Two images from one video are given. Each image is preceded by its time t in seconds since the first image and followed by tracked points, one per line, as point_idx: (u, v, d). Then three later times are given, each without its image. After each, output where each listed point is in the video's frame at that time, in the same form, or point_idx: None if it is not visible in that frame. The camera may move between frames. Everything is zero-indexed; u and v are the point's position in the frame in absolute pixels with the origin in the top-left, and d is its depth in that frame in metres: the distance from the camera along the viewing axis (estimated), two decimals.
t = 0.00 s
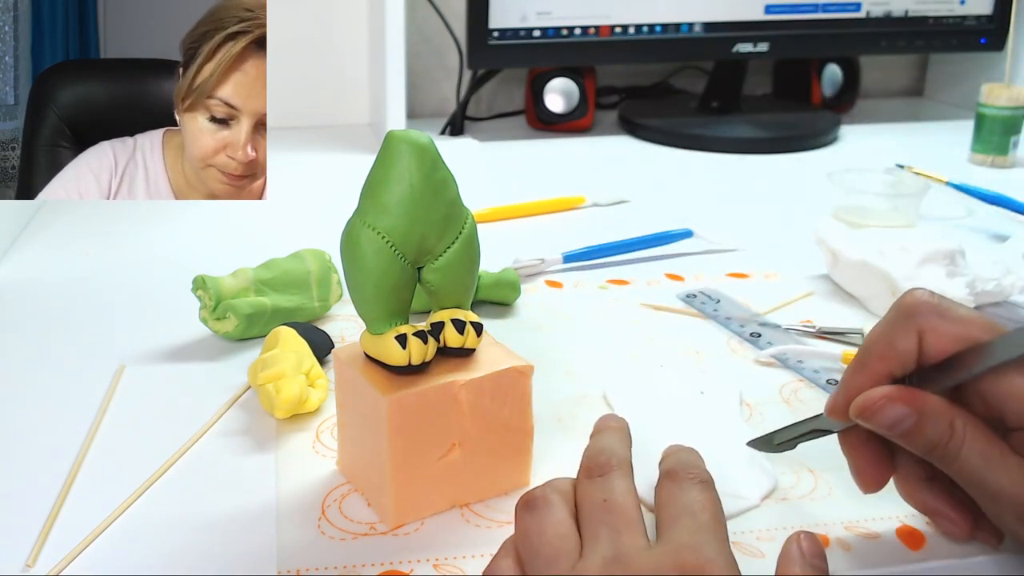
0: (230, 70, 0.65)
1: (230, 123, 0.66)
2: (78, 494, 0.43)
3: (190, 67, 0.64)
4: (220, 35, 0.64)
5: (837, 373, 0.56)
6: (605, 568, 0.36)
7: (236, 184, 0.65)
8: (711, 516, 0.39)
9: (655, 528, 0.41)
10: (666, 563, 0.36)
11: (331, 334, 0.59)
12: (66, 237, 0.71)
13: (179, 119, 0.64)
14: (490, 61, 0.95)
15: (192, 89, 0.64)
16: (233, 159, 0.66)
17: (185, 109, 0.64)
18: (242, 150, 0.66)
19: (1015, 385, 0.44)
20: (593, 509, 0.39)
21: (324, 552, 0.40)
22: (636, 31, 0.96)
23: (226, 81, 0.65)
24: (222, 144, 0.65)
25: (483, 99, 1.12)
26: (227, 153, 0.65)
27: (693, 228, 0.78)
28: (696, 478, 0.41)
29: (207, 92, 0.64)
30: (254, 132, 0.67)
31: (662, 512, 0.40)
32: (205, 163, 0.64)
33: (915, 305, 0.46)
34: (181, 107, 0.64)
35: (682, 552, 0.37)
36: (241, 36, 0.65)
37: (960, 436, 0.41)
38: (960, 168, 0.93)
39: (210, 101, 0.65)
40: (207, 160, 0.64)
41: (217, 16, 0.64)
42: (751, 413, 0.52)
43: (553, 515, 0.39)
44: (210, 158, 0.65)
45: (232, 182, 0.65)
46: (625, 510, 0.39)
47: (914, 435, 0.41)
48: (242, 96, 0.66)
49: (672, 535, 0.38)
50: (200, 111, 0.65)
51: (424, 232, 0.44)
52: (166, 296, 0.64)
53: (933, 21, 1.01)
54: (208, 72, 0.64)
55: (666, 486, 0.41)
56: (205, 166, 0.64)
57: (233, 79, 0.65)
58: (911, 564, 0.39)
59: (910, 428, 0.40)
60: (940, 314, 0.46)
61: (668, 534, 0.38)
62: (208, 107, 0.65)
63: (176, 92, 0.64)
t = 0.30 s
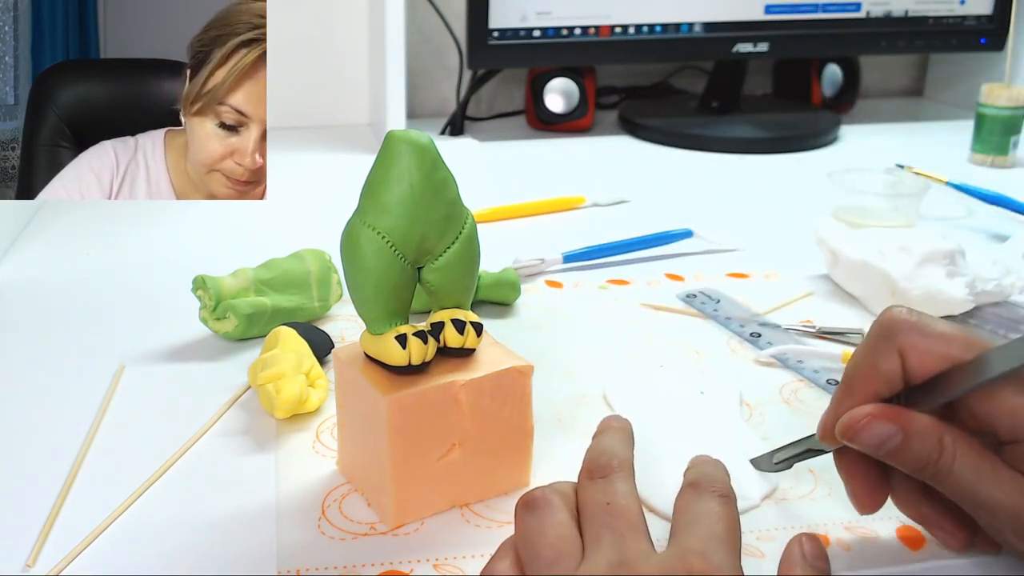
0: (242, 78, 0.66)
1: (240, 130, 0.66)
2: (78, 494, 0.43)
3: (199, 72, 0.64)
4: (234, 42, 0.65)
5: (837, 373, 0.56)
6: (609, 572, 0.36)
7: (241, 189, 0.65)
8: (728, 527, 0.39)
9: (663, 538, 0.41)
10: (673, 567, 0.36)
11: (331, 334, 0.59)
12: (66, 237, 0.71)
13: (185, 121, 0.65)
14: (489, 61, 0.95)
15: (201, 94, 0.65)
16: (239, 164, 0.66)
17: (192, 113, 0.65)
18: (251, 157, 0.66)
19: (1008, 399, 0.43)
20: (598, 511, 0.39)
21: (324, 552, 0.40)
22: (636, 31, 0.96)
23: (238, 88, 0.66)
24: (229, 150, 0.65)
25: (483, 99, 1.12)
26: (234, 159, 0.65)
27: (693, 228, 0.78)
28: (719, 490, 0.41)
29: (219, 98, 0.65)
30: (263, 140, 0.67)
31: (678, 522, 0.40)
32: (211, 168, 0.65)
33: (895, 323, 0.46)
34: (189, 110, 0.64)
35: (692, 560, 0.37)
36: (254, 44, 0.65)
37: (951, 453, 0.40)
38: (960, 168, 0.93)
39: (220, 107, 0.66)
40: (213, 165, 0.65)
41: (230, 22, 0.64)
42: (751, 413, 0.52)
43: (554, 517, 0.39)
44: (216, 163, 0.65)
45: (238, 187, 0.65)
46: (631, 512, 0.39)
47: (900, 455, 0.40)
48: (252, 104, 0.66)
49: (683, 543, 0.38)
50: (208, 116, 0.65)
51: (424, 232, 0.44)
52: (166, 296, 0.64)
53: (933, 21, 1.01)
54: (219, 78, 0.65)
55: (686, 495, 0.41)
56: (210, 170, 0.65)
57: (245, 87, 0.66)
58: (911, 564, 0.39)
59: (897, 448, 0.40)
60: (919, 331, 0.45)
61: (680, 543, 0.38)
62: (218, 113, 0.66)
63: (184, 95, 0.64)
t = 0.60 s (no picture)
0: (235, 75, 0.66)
1: (236, 127, 0.66)
2: (78, 494, 0.43)
3: (195, 71, 0.64)
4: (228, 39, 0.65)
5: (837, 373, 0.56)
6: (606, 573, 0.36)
7: (237, 188, 0.66)
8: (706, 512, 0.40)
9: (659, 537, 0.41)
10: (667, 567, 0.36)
11: (331, 333, 0.59)
12: (66, 237, 0.71)
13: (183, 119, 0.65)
14: (489, 61, 0.95)
15: (198, 92, 0.64)
16: (235, 162, 0.66)
17: (190, 110, 0.65)
18: (246, 154, 0.66)
19: None
20: (595, 511, 0.39)
21: (324, 551, 0.40)
22: (636, 31, 0.96)
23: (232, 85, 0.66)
24: (226, 148, 0.65)
25: (483, 99, 1.12)
26: (230, 156, 0.66)
27: (693, 228, 0.78)
28: (689, 474, 0.42)
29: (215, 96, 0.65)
30: (259, 138, 0.67)
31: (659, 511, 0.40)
32: (208, 166, 0.65)
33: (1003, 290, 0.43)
34: (185, 108, 0.64)
35: (683, 553, 0.37)
36: (250, 41, 0.66)
37: None
38: (960, 168, 0.93)
39: (217, 105, 0.65)
40: (210, 164, 0.65)
41: (224, 19, 0.65)
42: (751, 413, 0.52)
43: (551, 518, 0.39)
44: (212, 162, 0.65)
45: (235, 185, 0.66)
46: (624, 510, 0.39)
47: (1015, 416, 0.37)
48: (248, 101, 0.66)
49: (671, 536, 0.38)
50: (205, 114, 0.65)
51: (424, 232, 0.44)
52: (166, 296, 0.64)
53: (933, 21, 1.01)
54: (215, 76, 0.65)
55: (660, 483, 0.42)
56: (208, 169, 0.65)
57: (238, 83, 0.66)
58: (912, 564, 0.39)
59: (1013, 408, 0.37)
60: None
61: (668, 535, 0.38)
62: (214, 110, 0.65)
63: (180, 93, 0.64)
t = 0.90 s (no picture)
0: (224, 68, 0.66)
1: (228, 120, 0.67)
2: (78, 494, 0.43)
3: (188, 66, 0.64)
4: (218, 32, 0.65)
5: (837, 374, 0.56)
6: (629, 520, 0.38)
7: (233, 182, 0.66)
8: (700, 446, 0.39)
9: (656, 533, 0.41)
10: (693, 511, 0.37)
11: (331, 333, 0.59)
12: (66, 237, 0.71)
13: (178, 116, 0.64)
14: (489, 61, 0.95)
15: (190, 86, 0.64)
16: (229, 155, 0.66)
17: (184, 106, 0.64)
18: (240, 147, 0.66)
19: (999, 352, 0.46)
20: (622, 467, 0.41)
21: (324, 552, 0.40)
22: (636, 31, 0.96)
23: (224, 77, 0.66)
24: (219, 142, 0.65)
25: (483, 99, 1.12)
26: (223, 150, 0.66)
27: (693, 228, 0.78)
28: (671, 397, 0.39)
29: (207, 89, 0.65)
30: (250, 130, 0.67)
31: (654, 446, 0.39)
32: (204, 162, 0.64)
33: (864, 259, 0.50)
34: (179, 103, 0.64)
35: (708, 507, 0.37)
36: (239, 34, 0.66)
37: (926, 343, 0.42)
38: (960, 168, 0.93)
39: (208, 98, 0.65)
40: (205, 159, 0.64)
41: (216, 14, 0.64)
42: (751, 413, 0.52)
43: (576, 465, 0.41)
44: (207, 156, 0.65)
45: (229, 179, 0.65)
46: (648, 466, 0.40)
47: (879, 351, 0.41)
48: (239, 93, 0.67)
49: (684, 482, 0.38)
50: (198, 109, 0.65)
51: (423, 232, 0.44)
52: (166, 296, 0.64)
53: (933, 21, 1.01)
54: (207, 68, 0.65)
55: (644, 413, 0.39)
56: (203, 164, 0.64)
57: (228, 75, 0.66)
58: (911, 564, 0.39)
59: (876, 342, 0.41)
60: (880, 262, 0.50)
61: (681, 478, 0.39)
62: (206, 104, 0.65)
63: (174, 89, 0.64)
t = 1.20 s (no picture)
0: (223, 71, 0.65)
1: (227, 122, 0.66)
2: (78, 495, 0.43)
3: (186, 68, 0.64)
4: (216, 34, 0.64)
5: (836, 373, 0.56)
6: (636, 525, 0.38)
7: (233, 184, 0.65)
8: (710, 461, 0.40)
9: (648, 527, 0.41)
10: (699, 519, 0.38)
11: (331, 334, 0.59)
12: (66, 237, 0.71)
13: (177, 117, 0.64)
14: (489, 61, 0.95)
15: (189, 88, 0.64)
16: (229, 157, 0.65)
17: (183, 107, 0.64)
18: (239, 148, 0.66)
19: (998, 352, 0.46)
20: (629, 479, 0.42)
21: (324, 551, 0.40)
22: (636, 31, 0.96)
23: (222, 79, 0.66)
24: (219, 143, 0.65)
25: (483, 99, 1.12)
26: (223, 152, 0.65)
27: (693, 228, 0.78)
28: (684, 413, 0.41)
29: (205, 91, 0.64)
30: (250, 132, 0.67)
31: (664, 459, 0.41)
32: (204, 163, 0.64)
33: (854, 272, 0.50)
34: (178, 104, 0.64)
35: (714, 518, 0.38)
36: (237, 36, 0.65)
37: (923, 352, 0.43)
38: (960, 168, 0.93)
39: (207, 100, 0.65)
40: (205, 160, 0.64)
41: (215, 15, 0.64)
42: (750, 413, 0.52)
43: (584, 478, 0.42)
44: (207, 157, 0.64)
45: (229, 180, 0.65)
46: (654, 479, 0.41)
47: (875, 364, 0.42)
48: (237, 96, 0.66)
49: (692, 493, 0.39)
50: (197, 110, 0.64)
51: (423, 232, 0.44)
52: (166, 296, 0.64)
53: (933, 21, 1.01)
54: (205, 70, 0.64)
55: (658, 425, 0.41)
56: (203, 166, 0.64)
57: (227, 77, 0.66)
58: (911, 564, 0.39)
59: (873, 354, 0.42)
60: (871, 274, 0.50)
61: (689, 490, 0.39)
62: (205, 106, 0.65)
63: (173, 91, 0.64)
